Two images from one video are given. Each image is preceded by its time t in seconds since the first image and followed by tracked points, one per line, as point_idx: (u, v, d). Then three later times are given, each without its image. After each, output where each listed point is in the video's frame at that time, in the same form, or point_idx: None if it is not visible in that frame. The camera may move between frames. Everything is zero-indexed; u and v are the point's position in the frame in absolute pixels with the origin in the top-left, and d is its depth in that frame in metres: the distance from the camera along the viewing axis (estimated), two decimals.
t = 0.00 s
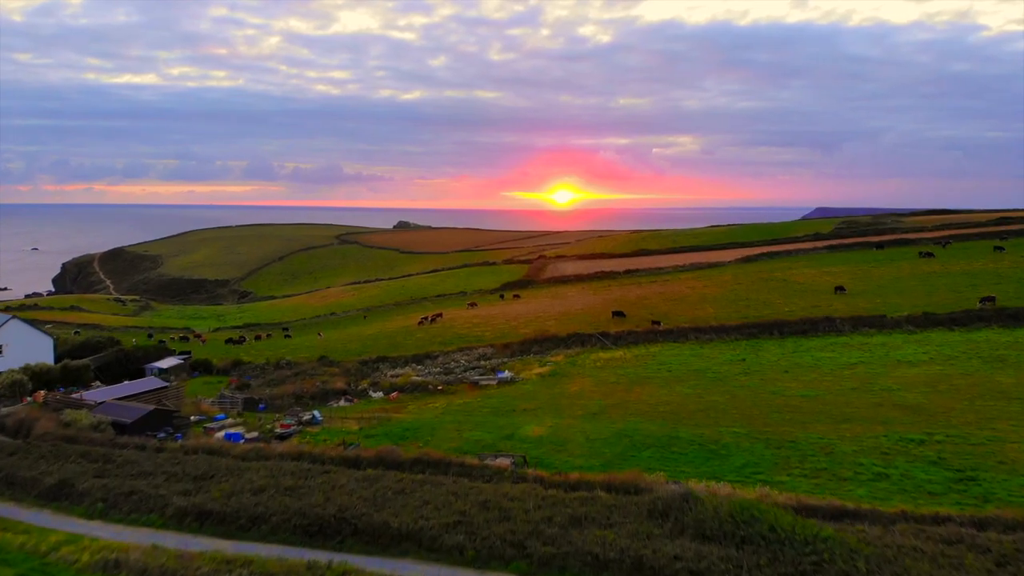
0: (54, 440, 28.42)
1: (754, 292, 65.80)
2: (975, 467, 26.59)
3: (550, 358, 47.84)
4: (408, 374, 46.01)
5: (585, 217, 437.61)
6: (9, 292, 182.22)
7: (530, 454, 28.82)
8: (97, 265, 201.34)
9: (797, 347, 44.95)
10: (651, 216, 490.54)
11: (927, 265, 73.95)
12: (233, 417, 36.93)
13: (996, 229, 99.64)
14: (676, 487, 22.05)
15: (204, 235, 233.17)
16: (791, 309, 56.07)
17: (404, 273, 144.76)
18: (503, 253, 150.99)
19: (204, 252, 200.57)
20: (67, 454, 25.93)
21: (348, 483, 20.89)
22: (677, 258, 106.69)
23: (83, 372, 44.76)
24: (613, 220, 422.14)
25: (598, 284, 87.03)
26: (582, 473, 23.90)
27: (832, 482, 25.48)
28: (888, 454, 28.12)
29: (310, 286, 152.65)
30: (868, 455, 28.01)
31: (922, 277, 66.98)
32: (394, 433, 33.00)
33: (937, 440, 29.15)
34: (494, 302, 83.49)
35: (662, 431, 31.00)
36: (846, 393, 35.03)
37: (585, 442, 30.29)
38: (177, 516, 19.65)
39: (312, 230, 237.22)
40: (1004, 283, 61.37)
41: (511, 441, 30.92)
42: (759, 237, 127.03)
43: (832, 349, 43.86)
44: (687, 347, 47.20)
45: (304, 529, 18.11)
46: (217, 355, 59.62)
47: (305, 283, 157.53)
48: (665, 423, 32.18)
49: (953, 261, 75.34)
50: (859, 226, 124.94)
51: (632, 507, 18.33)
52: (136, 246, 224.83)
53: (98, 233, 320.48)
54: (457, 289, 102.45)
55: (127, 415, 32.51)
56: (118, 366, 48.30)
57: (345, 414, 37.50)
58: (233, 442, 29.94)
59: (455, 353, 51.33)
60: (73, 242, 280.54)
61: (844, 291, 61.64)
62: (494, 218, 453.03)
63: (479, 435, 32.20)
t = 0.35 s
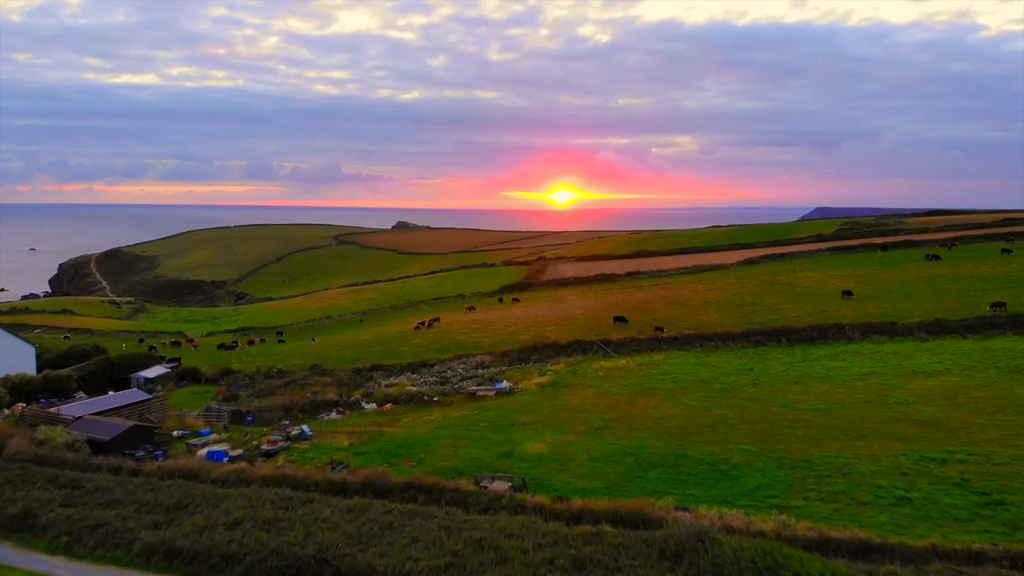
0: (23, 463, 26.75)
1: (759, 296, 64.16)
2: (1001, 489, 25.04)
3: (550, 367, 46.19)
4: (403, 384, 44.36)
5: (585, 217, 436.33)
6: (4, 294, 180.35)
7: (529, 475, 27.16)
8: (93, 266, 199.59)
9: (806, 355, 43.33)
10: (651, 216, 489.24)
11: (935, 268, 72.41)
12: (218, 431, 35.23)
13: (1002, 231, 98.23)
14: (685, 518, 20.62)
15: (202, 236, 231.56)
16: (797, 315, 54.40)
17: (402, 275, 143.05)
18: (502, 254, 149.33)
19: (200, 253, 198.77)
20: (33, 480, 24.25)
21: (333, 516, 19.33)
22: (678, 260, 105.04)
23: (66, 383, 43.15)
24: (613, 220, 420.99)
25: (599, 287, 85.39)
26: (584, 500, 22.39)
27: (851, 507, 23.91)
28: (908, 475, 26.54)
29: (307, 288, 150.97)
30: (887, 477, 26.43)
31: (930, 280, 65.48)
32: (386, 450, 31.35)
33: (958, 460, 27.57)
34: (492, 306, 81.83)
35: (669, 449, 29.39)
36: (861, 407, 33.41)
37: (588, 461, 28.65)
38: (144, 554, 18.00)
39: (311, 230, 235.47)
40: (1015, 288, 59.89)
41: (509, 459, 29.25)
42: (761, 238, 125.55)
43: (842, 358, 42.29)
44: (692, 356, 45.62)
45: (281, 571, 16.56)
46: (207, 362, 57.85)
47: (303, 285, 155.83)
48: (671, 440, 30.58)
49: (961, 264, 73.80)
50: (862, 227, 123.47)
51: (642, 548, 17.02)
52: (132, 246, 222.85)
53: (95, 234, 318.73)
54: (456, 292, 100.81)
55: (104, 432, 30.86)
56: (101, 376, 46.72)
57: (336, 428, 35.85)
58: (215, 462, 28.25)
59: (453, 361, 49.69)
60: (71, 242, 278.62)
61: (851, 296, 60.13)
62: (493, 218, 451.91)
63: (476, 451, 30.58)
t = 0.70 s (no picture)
0: None
1: (764, 301, 62.65)
2: None
3: (550, 376, 44.69)
4: (398, 393, 42.79)
5: (585, 218, 434.76)
6: None
7: (528, 496, 25.70)
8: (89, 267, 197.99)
9: (815, 364, 41.84)
10: (651, 216, 487.34)
11: (942, 271, 71.02)
12: (203, 446, 33.71)
13: (1009, 232, 96.77)
14: (695, 549, 19.28)
15: (199, 236, 230.03)
16: (804, 320, 52.89)
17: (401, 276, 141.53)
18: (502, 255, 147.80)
19: (197, 253, 197.12)
20: None
21: (316, 551, 17.92)
22: (680, 261, 103.57)
23: (48, 393, 41.61)
24: (612, 220, 419.51)
25: (599, 290, 83.91)
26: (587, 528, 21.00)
27: (871, 534, 22.45)
28: (929, 497, 25.05)
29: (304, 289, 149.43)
30: (907, 498, 24.95)
31: (938, 284, 64.07)
32: (378, 468, 29.80)
33: (981, 479, 26.11)
34: (491, 309, 80.36)
35: (675, 467, 27.91)
36: (875, 420, 31.96)
37: (590, 480, 27.13)
38: None
39: (309, 231, 233.92)
40: None
41: (507, 478, 27.74)
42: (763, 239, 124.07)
43: (853, 366, 40.84)
44: (697, 364, 44.15)
45: None
46: (197, 369, 56.17)
47: (300, 286, 154.24)
48: (677, 456, 29.09)
49: (969, 267, 72.38)
50: (865, 228, 122.06)
51: None
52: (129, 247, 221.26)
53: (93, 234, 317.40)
54: (454, 294, 99.30)
55: (80, 448, 29.39)
56: (85, 386, 45.20)
57: (327, 442, 34.31)
58: (196, 482, 26.78)
59: (450, 369, 48.14)
60: (68, 243, 277.05)
61: (858, 300, 58.74)
62: (493, 219, 450.27)
63: (472, 469, 29.06)
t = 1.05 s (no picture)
0: None
1: (769, 306, 61.05)
2: None
3: (550, 386, 43.07)
4: (392, 405, 41.13)
5: (584, 218, 433.15)
6: None
7: (528, 523, 24.06)
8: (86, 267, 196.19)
9: (825, 375, 40.24)
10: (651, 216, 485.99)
11: (950, 275, 69.54)
12: (186, 463, 32.05)
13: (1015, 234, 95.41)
14: None
15: (197, 236, 228.29)
16: (812, 326, 51.32)
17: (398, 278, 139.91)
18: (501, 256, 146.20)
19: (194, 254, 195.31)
20: None
21: None
22: (682, 263, 102.06)
23: (27, 406, 39.92)
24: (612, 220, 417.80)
25: (599, 294, 82.35)
26: (590, 564, 19.47)
27: (896, 566, 20.86)
28: (955, 524, 23.43)
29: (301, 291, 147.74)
30: (931, 525, 23.33)
31: (947, 288, 62.59)
32: (368, 489, 28.13)
33: (1009, 503, 24.51)
34: (489, 314, 78.81)
35: (683, 489, 26.28)
36: (892, 438, 30.37)
37: (593, 504, 25.49)
38: None
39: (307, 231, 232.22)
40: None
41: (504, 502, 26.09)
42: (766, 240, 122.52)
43: (865, 377, 39.25)
44: (702, 374, 42.57)
45: None
46: (185, 378, 54.40)
47: (297, 287, 152.52)
48: (685, 477, 27.48)
49: (977, 270, 70.91)
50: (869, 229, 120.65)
51: None
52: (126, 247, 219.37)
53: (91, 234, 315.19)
54: (452, 297, 97.69)
55: (53, 469, 27.76)
56: (67, 397, 43.49)
57: (316, 459, 32.65)
58: (174, 507, 25.15)
59: (446, 378, 46.51)
60: (66, 243, 275.19)
61: (866, 305, 57.24)
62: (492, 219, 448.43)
63: (467, 490, 27.43)
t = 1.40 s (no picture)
0: None
1: (774, 311, 59.61)
2: None
3: (551, 397, 41.57)
4: (386, 417, 39.57)
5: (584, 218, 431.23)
6: None
7: (527, 551, 22.57)
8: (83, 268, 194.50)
9: (836, 385, 38.76)
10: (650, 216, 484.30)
11: (959, 278, 68.11)
12: (168, 482, 30.51)
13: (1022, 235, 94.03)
14: None
15: (194, 237, 226.59)
16: (820, 333, 49.85)
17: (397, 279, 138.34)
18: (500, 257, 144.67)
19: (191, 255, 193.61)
20: None
21: None
22: (684, 265, 100.57)
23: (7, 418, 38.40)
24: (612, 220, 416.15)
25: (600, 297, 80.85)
26: None
27: None
28: (982, 551, 21.93)
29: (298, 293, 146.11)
30: (956, 553, 21.86)
31: (956, 292, 61.16)
32: (358, 511, 26.59)
33: None
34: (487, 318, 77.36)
35: (692, 513, 24.78)
36: (910, 455, 28.88)
37: (597, 530, 23.98)
38: None
39: (306, 232, 230.54)
40: None
41: (502, 526, 24.60)
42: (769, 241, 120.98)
43: (878, 388, 37.75)
44: (708, 384, 41.08)
45: None
46: (176, 386, 52.84)
47: (294, 289, 150.91)
48: (694, 499, 26.01)
49: (985, 273, 69.52)
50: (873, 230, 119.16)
51: None
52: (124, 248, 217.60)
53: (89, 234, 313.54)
54: (451, 300, 96.16)
55: (25, 489, 26.26)
56: (50, 408, 41.91)
57: (304, 477, 31.10)
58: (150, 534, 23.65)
59: (443, 387, 44.94)
60: (63, 244, 273.35)
61: (873, 310, 55.83)
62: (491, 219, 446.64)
63: (463, 513, 25.91)
